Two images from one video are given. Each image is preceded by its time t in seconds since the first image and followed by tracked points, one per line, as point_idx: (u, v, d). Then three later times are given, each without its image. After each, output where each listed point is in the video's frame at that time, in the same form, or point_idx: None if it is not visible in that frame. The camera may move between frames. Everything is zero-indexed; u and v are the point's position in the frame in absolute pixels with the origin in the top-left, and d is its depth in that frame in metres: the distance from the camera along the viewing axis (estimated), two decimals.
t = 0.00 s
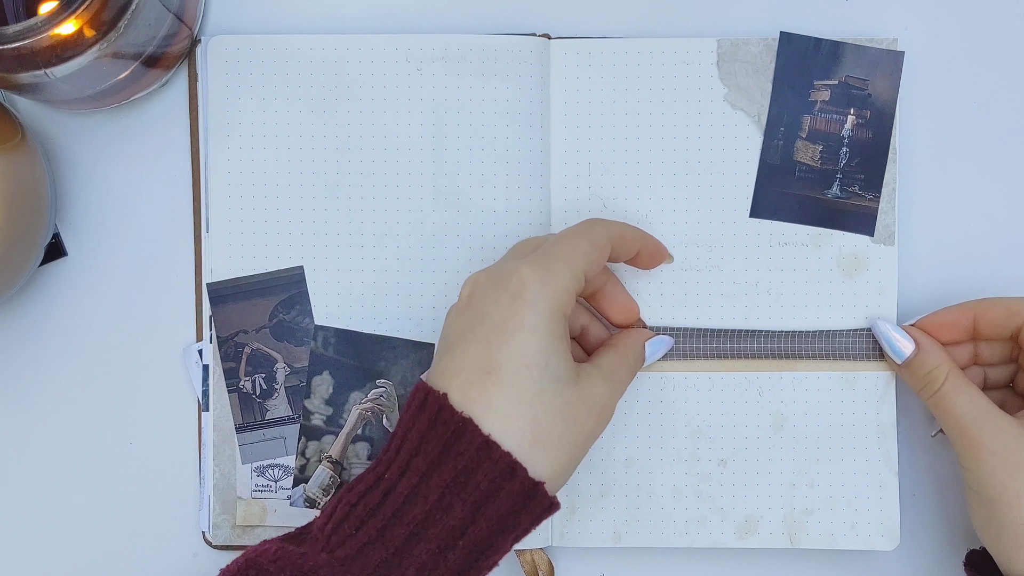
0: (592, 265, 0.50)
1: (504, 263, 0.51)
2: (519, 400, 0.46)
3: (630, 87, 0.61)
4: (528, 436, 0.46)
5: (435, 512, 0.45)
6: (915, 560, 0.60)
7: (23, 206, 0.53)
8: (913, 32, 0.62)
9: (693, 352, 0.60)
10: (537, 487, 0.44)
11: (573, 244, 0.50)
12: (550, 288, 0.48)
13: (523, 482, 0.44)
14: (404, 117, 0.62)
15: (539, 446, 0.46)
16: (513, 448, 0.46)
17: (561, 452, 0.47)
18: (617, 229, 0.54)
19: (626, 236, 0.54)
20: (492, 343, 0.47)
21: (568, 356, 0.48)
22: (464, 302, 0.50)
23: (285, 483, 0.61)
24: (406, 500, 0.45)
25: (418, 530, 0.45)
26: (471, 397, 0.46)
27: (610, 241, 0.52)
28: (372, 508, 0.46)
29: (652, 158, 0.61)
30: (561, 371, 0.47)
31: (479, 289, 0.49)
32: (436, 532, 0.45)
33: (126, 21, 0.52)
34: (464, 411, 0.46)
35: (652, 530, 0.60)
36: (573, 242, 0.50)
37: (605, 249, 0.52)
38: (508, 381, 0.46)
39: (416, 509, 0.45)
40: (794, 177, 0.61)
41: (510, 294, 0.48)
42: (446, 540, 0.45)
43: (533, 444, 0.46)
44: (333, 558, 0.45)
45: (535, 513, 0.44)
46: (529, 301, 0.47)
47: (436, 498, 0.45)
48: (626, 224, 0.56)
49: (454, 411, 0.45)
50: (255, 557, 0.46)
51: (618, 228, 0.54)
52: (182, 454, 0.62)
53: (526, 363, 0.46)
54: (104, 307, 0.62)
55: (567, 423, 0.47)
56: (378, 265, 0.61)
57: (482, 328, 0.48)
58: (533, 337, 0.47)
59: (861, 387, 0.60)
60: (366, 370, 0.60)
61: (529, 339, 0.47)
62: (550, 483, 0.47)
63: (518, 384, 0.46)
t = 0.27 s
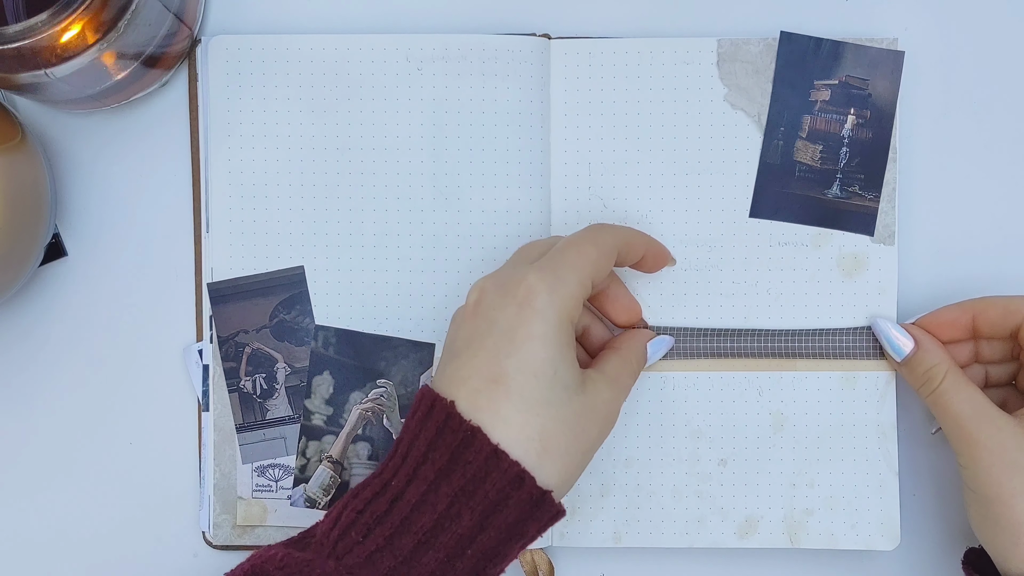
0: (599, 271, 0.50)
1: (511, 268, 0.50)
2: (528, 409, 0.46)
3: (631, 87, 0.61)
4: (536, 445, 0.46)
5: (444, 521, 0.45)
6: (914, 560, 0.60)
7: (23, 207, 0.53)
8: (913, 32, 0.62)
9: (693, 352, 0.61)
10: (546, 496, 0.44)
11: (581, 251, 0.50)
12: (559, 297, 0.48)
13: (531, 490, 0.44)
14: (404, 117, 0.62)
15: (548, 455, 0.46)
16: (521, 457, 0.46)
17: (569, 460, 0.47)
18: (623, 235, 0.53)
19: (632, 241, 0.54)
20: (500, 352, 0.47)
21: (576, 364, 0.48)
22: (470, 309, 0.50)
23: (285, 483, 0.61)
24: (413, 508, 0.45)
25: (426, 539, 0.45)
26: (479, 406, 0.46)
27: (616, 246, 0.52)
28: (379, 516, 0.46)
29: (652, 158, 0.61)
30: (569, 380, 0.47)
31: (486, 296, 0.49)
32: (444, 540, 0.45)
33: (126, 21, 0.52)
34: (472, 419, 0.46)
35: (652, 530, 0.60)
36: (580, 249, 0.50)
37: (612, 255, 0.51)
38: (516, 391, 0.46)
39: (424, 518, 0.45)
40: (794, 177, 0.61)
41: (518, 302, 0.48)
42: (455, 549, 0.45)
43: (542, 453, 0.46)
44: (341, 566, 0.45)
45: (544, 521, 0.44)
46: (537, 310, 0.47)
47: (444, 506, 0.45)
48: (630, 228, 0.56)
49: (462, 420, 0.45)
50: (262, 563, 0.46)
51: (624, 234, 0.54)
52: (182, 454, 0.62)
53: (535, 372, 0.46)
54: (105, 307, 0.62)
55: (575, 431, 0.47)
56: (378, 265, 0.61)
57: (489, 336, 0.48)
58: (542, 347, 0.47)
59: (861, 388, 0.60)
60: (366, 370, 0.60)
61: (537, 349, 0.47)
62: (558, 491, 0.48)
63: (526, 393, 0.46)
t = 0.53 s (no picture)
0: (602, 274, 0.50)
1: (514, 270, 0.51)
2: (530, 412, 0.46)
3: (631, 87, 0.61)
4: (539, 447, 0.46)
5: (446, 524, 0.45)
6: (914, 560, 0.61)
7: (23, 207, 0.53)
8: (913, 33, 0.62)
9: (693, 352, 0.61)
10: (548, 498, 0.45)
11: (584, 253, 0.50)
12: (561, 299, 0.48)
13: (533, 493, 0.44)
14: (405, 118, 0.62)
15: (550, 458, 0.46)
16: (523, 460, 0.46)
17: (572, 462, 0.47)
18: (623, 236, 0.53)
19: (633, 242, 0.54)
20: (502, 355, 0.47)
21: (579, 367, 0.48)
22: (473, 310, 0.50)
23: (285, 483, 0.61)
24: (416, 510, 0.45)
25: (429, 542, 0.45)
26: (482, 408, 0.46)
27: (618, 248, 0.52)
28: (381, 518, 0.46)
29: (652, 158, 0.61)
30: (572, 383, 0.47)
31: (489, 298, 0.49)
32: (446, 543, 0.45)
33: (126, 21, 0.52)
34: (474, 422, 0.46)
35: (652, 530, 0.60)
36: (583, 251, 0.50)
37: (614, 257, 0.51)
38: (519, 393, 0.46)
39: (427, 521, 0.45)
40: (794, 177, 0.61)
41: (520, 304, 0.48)
42: (457, 552, 0.45)
43: (544, 456, 0.46)
44: (343, 568, 0.45)
45: (546, 524, 0.44)
46: (540, 312, 0.47)
47: (447, 509, 0.45)
48: (633, 230, 0.56)
49: (465, 422, 0.46)
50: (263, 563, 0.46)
51: (625, 235, 0.53)
52: (183, 454, 0.62)
53: (538, 374, 0.46)
54: (104, 307, 0.62)
55: (578, 434, 0.47)
56: (379, 265, 0.61)
57: (492, 338, 0.48)
58: (544, 349, 0.47)
59: (861, 387, 0.60)
60: (366, 370, 0.61)
61: (540, 351, 0.47)
62: (560, 493, 0.48)
63: (529, 396, 0.46)
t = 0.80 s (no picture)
0: (603, 275, 0.50)
1: (514, 271, 0.50)
2: (532, 414, 0.46)
3: (630, 87, 0.61)
4: (540, 449, 0.46)
5: (448, 527, 0.45)
6: (913, 560, 0.61)
7: (23, 207, 0.53)
8: (913, 33, 0.62)
9: (693, 352, 0.61)
10: (550, 500, 0.44)
11: (585, 254, 0.50)
12: (563, 301, 0.48)
13: (534, 495, 0.44)
14: (405, 118, 0.61)
15: (551, 460, 0.47)
16: (524, 462, 0.46)
17: (573, 464, 0.48)
18: (624, 236, 0.53)
19: (633, 242, 0.54)
20: (503, 357, 0.47)
21: (580, 369, 0.48)
22: (474, 312, 0.50)
23: (285, 483, 0.61)
24: (417, 513, 0.45)
25: (431, 544, 0.45)
26: (483, 410, 0.46)
27: (619, 249, 0.52)
28: (383, 520, 0.46)
29: (652, 158, 0.61)
30: (572, 384, 0.47)
31: (490, 299, 0.49)
32: (448, 546, 0.45)
33: (126, 22, 0.52)
34: (476, 424, 0.46)
35: (652, 530, 0.60)
36: (584, 253, 0.50)
37: (614, 258, 0.51)
38: (520, 396, 0.46)
39: (429, 523, 0.45)
40: (794, 177, 0.61)
41: (521, 306, 0.48)
42: (459, 554, 0.45)
43: (546, 458, 0.46)
44: (345, 571, 0.45)
45: (547, 525, 0.45)
46: (541, 314, 0.47)
47: (448, 512, 0.45)
48: (633, 231, 0.56)
49: (466, 425, 0.46)
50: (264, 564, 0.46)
51: (626, 235, 0.53)
52: (183, 454, 0.62)
53: (539, 376, 0.46)
54: (104, 307, 0.62)
55: (579, 436, 0.47)
56: (379, 265, 0.61)
57: (493, 340, 0.48)
58: (545, 351, 0.47)
59: (861, 387, 0.60)
60: (367, 371, 0.61)
61: (541, 353, 0.47)
62: (561, 495, 0.48)
63: (529, 398, 0.46)
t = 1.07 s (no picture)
0: (603, 275, 0.50)
1: (514, 271, 0.50)
2: (532, 415, 0.46)
3: (631, 87, 0.61)
4: (540, 450, 0.46)
5: (448, 527, 0.45)
6: (913, 560, 0.61)
7: (23, 207, 0.53)
8: (913, 33, 0.62)
9: (693, 352, 0.61)
10: (550, 500, 0.45)
11: (585, 255, 0.50)
12: (563, 301, 0.48)
13: (534, 495, 0.44)
14: (405, 118, 0.62)
15: (552, 460, 0.47)
16: (524, 462, 0.46)
17: (574, 465, 0.48)
18: (624, 236, 0.53)
19: (634, 242, 0.54)
20: (503, 357, 0.47)
21: (580, 369, 0.48)
22: (474, 312, 0.50)
23: (285, 483, 0.61)
24: (417, 513, 0.45)
25: (431, 544, 0.45)
26: (483, 411, 0.46)
27: (619, 248, 0.52)
28: (383, 520, 0.46)
29: (652, 158, 0.61)
30: (573, 384, 0.47)
31: (490, 299, 0.49)
32: (449, 546, 0.45)
33: (126, 21, 0.52)
34: (476, 425, 0.46)
35: (652, 530, 0.60)
36: (584, 253, 0.50)
37: (614, 257, 0.51)
38: (520, 396, 0.46)
39: (429, 523, 0.45)
40: (794, 177, 0.61)
41: (521, 307, 0.48)
42: (459, 554, 0.45)
43: (546, 458, 0.46)
44: (345, 571, 0.45)
45: (547, 525, 0.45)
46: (541, 314, 0.47)
47: (449, 512, 0.45)
48: (633, 230, 0.56)
49: (466, 424, 0.46)
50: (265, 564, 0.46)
51: (627, 235, 0.53)
52: (183, 454, 0.62)
53: (539, 377, 0.46)
54: (104, 307, 0.62)
55: (579, 436, 0.47)
56: (379, 265, 0.61)
57: (492, 340, 0.48)
58: (545, 351, 0.47)
59: (861, 387, 0.60)
60: (366, 370, 0.61)
61: (541, 353, 0.47)
62: (562, 495, 0.48)
63: (529, 398, 0.46)
